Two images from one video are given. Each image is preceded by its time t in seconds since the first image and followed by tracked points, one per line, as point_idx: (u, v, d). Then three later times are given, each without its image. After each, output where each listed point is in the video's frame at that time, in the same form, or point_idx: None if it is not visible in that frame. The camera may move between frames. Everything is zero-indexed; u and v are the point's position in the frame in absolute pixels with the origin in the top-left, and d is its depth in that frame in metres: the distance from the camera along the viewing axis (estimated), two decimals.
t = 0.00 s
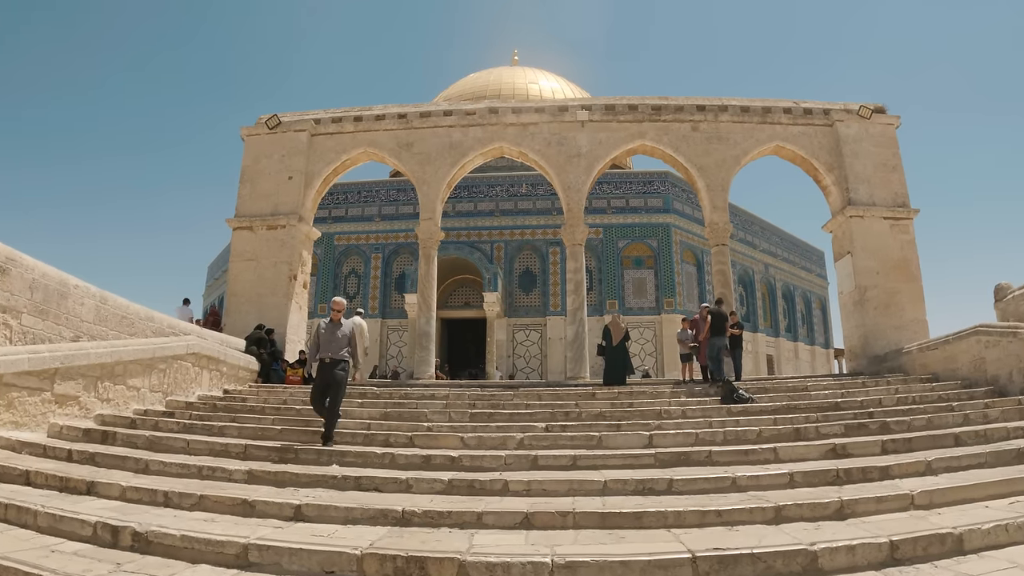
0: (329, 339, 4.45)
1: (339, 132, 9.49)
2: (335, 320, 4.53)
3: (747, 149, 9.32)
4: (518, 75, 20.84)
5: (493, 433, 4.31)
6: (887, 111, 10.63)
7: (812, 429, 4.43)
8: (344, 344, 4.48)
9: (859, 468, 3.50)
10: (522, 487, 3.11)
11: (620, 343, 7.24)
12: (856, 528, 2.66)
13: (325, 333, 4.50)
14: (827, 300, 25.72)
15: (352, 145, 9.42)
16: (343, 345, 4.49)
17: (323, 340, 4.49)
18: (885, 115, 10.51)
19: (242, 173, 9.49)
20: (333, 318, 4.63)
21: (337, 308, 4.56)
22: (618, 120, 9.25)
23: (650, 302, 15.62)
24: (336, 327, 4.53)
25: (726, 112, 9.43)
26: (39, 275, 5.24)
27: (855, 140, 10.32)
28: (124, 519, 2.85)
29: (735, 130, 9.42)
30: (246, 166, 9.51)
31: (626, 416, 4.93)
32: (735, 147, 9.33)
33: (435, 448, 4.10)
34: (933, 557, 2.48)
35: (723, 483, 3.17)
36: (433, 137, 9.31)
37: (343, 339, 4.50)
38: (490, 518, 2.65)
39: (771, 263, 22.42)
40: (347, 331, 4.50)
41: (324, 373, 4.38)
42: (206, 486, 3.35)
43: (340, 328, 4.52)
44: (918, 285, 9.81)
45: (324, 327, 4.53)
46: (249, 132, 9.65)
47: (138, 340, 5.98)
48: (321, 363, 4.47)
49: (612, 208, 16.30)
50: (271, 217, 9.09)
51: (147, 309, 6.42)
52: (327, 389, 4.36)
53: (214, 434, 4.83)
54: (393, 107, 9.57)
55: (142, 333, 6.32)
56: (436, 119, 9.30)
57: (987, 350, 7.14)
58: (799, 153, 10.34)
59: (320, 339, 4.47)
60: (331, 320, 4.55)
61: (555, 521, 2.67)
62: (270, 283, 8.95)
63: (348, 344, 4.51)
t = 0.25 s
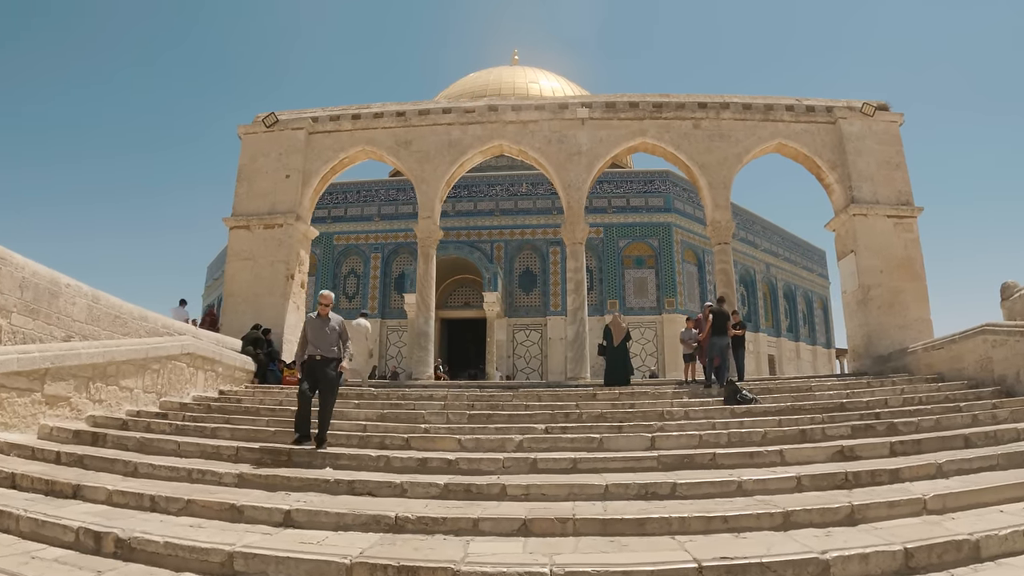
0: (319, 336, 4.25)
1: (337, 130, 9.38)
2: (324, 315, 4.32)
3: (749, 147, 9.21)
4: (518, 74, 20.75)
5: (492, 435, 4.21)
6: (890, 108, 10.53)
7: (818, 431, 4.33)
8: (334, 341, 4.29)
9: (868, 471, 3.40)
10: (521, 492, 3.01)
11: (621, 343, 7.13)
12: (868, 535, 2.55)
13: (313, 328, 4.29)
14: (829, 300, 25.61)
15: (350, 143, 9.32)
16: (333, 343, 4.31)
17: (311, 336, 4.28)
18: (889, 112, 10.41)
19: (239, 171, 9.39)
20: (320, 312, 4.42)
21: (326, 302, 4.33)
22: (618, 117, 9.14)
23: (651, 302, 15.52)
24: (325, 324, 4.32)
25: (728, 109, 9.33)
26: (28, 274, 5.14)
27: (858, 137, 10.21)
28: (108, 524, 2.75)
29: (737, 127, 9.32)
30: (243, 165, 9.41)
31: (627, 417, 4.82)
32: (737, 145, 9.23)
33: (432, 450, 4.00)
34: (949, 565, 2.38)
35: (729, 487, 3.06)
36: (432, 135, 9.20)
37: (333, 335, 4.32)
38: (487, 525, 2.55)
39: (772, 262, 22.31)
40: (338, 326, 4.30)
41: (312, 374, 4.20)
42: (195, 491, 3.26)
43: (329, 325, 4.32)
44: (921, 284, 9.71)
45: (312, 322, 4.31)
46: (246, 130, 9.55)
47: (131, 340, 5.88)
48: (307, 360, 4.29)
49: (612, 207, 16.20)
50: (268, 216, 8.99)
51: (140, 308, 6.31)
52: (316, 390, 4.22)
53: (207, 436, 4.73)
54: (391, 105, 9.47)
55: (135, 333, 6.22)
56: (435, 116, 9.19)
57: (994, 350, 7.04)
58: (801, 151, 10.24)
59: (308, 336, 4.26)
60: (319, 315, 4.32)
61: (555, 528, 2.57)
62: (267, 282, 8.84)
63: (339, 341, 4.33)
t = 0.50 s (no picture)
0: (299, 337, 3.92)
1: (334, 126, 9.24)
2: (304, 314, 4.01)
3: (753, 142, 9.07)
4: (518, 72, 20.62)
5: (491, 435, 4.06)
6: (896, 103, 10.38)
7: (829, 430, 4.18)
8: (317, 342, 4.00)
9: (884, 472, 3.25)
10: (519, 494, 2.86)
11: (623, 341, 6.97)
12: (888, 540, 2.41)
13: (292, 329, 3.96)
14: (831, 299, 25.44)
15: (347, 139, 9.17)
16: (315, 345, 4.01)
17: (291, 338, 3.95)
18: (894, 107, 10.26)
19: (235, 168, 9.25)
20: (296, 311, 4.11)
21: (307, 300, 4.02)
22: (620, 112, 8.99)
23: (652, 301, 15.37)
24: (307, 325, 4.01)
25: (731, 104, 9.18)
26: (15, 268, 5.00)
27: (863, 133, 10.07)
28: (84, 527, 2.61)
29: (741, 122, 9.17)
30: (239, 161, 9.27)
31: (631, 416, 4.68)
32: (740, 140, 9.08)
33: (428, 451, 3.86)
34: (977, 572, 2.23)
35: (739, 489, 2.91)
36: (430, 131, 9.06)
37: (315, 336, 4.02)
38: (483, 530, 2.41)
39: (774, 262, 22.15)
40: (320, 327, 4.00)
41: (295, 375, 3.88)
42: (179, 493, 3.12)
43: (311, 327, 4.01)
44: (928, 281, 9.55)
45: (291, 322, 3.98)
46: (243, 126, 9.41)
47: (122, 337, 5.75)
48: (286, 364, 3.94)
49: (614, 206, 16.06)
50: (264, 213, 8.85)
51: (131, 305, 6.17)
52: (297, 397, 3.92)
53: (197, 436, 4.60)
54: (389, 101, 9.33)
55: (126, 330, 6.08)
56: (433, 112, 9.05)
57: (1004, 347, 6.88)
58: (805, 146, 10.09)
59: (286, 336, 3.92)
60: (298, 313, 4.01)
61: (556, 533, 2.42)
62: (262, 280, 8.70)
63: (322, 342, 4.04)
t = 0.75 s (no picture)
0: (279, 345, 3.58)
1: (332, 126, 9.11)
2: (285, 322, 3.69)
3: (757, 141, 8.92)
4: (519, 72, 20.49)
5: (490, 443, 3.92)
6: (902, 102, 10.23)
7: (840, 438, 4.04)
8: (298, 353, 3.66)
9: (901, 484, 3.10)
10: (519, 508, 2.72)
11: (626, 344, 6.83)
12: (910, 560, 2.27)
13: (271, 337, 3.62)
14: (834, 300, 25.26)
15: (346, 139, 9.04)
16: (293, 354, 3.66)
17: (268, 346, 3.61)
18: (900, 106, 10.11)
19: (232, 168, 9.12)
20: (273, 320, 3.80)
21: (288, 307, 3.71)
22: (622, 111, 8.85)
23: (655, 303, 15.22)
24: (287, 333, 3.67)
25: (735, 103, 9.04)
26: (2, 270, 4.89)
27: (869, 132, 9.92)
28: (60, 543, 2.50)
29: (745, 121, 9.03)
30: (236, 161, 9.14)
31: (634, 422, 4.54)
32: (745, 139, 8.94)
33: (424, 460, 3.72)
34: None
35: (750, 503, 2.77)
36: (430, 130, 8.92)
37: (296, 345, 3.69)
38: (480, 549, 2.27)
39: (777, 262, 21.98)
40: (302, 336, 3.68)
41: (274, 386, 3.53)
42: (163, 505, 3.02)
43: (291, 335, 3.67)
44: (935, 282, 9.40)
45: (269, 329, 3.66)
46: (240, 125, 9.29)
47: (113, 340, 5.64)
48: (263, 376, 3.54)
49: (616, 207, 15.91)
50: (261, 213, 8.72)
51: (123, 308, 6.05)
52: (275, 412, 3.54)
53: (187, 443, 4.50)
54: (388, 99, 9.20)
55: (118, 333, 5.96)
56: (433, 111, 8.92)
57: (1016, 350, 6.73)
58: (810, 146, 9.94)
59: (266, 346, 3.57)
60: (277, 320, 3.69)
61: (557, 552, 2.28)
62: (259, 282, 8.57)
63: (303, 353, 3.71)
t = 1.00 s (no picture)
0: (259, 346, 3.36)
1: (330, 124, 8.99)
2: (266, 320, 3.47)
3: (762, 140, 8.78)
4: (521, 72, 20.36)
5: (488, 450, 3.79)
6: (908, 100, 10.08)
7: (850, 445, 3.91)
8: (279, 354, 3.42)
9: (916, 495, 2.97)
10: (516, 522, 2.59)
11: (628, 347, 6.69)
12: None
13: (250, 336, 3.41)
14: (837, 301, 25.08)
15: (344, 138, 8.92)
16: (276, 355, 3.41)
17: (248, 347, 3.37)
18: (907, 104, 9.96)
19: (229, 167, 9.01)
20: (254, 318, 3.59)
21: (270, 304, 3.47)
22: (624, 109, 8.71)
23: (657, 304, 15.07)
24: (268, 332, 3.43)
25: (739, 101, 8.89)
26: None
27: (875, 130, 9.77)
28: (34, 557, 2.40)
29: (749, 120, 8.89)
30: (233, 160, 9.03)
31: (637, 428, 4.41)
32: (749, 138, 8.79)
33: (420, 468, 3.60)
34: None
35: (758, 516, 2.64)
36: (429, 128, 8.80)
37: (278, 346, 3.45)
38: (473, 568, 2.15)
39: (781, 263, 21.83)
40: (284, 337, 3.45)
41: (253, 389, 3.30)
42: (145, 517, 2.93)
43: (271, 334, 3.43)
44: (942, 283, 9.25)
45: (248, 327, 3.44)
46: (237, 124, 9.17)
47: (103, 343, 5.54)
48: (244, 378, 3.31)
49: (618, 207, 15.77)
50: (258, 213, 8.61)
51: (115, 309, 5.95)
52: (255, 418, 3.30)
53: (177, 448, 4.39)
54: (387, 98, 9.07)
55: (109, 336, 5.85)
56: (432, 109, 8.79)
57: None
58: (816, 144, 9.80)
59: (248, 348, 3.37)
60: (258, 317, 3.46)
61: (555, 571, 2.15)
62: (256, 282, 8.45)
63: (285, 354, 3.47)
